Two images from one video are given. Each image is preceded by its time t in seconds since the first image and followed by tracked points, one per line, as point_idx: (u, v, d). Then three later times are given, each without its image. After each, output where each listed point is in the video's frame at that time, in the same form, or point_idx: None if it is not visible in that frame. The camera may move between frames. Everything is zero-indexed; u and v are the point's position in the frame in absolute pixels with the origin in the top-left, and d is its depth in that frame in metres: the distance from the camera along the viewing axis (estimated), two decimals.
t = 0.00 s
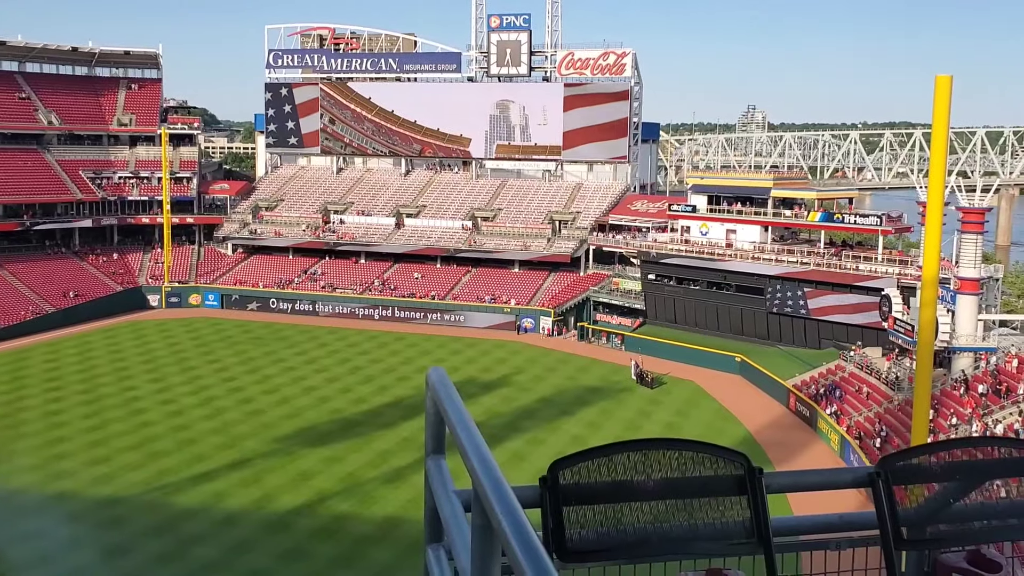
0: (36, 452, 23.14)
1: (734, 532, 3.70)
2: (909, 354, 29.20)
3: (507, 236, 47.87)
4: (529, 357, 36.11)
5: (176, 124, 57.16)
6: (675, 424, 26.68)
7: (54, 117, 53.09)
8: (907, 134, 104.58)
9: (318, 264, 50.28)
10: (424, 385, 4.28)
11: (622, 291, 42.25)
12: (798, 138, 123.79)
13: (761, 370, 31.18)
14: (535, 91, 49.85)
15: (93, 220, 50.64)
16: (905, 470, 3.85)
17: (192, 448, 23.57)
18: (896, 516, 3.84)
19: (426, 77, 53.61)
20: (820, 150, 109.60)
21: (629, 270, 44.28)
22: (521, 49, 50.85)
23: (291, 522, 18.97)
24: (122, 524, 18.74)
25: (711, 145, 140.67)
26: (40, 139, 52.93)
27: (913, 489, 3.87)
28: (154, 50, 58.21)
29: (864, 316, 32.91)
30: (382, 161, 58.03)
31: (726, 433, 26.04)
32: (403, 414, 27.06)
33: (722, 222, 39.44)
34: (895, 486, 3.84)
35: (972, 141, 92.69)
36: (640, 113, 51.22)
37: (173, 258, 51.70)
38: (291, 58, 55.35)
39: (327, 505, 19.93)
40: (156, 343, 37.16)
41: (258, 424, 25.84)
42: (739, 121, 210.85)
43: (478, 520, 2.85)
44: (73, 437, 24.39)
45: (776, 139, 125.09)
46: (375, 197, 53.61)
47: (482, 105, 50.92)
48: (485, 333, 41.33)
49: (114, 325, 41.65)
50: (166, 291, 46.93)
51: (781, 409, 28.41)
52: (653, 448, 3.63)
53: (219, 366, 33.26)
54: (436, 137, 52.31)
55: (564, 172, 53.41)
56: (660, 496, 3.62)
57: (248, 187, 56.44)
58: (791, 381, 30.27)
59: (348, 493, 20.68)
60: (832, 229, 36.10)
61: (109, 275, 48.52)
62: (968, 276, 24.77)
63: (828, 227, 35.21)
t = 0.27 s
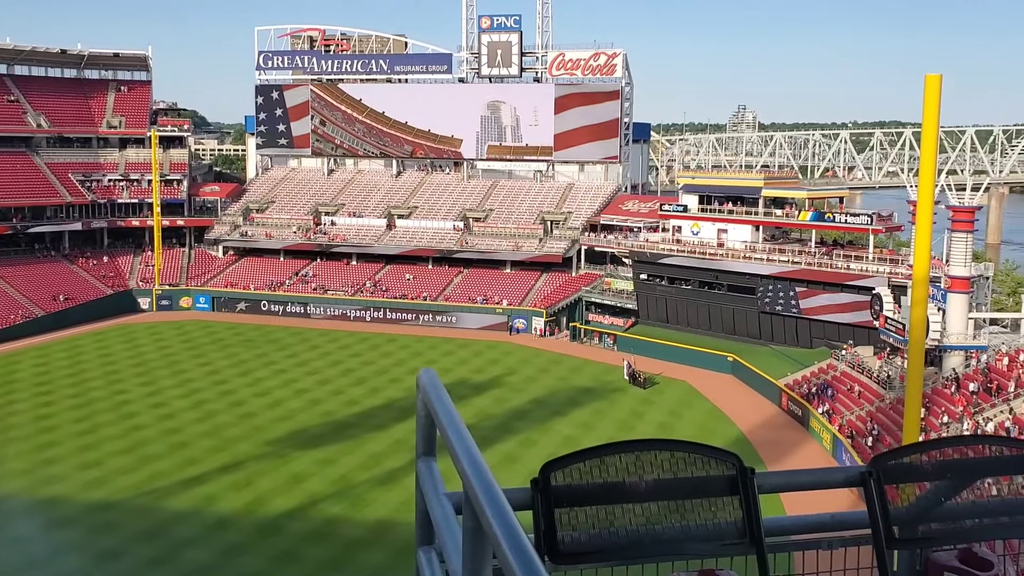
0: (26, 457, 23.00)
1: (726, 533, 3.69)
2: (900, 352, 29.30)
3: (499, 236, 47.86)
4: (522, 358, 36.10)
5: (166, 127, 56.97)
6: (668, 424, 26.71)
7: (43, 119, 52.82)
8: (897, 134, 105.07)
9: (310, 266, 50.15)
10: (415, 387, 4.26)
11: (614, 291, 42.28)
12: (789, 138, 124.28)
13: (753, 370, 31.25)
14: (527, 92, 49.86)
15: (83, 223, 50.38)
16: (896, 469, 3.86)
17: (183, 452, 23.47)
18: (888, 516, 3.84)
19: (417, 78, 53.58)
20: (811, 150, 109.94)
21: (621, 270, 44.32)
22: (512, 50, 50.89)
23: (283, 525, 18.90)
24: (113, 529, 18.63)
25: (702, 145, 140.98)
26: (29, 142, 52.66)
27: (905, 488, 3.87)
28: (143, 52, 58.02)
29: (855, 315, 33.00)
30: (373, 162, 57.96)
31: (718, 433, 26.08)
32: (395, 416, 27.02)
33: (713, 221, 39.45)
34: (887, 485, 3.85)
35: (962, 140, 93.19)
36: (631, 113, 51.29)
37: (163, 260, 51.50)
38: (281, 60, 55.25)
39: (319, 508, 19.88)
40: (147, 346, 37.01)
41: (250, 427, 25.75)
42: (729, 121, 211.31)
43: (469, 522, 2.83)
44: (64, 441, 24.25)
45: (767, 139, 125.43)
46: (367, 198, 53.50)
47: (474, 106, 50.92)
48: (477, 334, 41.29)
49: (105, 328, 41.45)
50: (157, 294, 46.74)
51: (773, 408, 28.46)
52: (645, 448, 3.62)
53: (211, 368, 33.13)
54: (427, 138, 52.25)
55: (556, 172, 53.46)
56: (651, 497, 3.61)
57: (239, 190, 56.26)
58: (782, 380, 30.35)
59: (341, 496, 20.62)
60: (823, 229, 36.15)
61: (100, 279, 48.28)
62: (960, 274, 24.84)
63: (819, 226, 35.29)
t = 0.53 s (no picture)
0: (16, 464, 22.85)
1: (719, 535, 3.68)
2: (891, 352, 29.40)
3: (491, 239, 47.85)
4: (514, 360, 36.08)
5: (155, 131, 56.79)
6: (660, 426, 26.72)
7: (31, 124, 52.59)
8: (885, 134, 105.64)
9: (300, 269, 50.02)
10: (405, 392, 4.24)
11: (606, 293, 42.31)
12: (778, 139, 124.78)
13: (744, 370, 31.31)
14: (517, 94, 49.93)
15: (72, 228, 50.14)
16: (889, 469, 3.85)
17: (174, 457, 23.37)
18: (879, 516, 3.83)
19: (407, 81, 53.57)
20: (800, 150, 110.37)
21: (613, 271, 44.35)
22: (502, 52, 50.99)
23: (275, 530, 18.82)
24: (104, 535, 18.51)
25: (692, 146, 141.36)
26: (17, 147, 52.41)
27: (897, 488, 3.86)
28: (132, 57, 57.88)
29: (846, 315, 33.10)
30: (364, 165, 57.92)
31: (710, 435, 26.10)
32: (387, 420, 26.95)
33: (704, 223, 39.49)
34: (879, 486, 3.84)
35: (950, 140, 93.77)
36: (622, 115, 51.39)
37: (153, 265, 51.30)
38: (270, 64, 55.16)
39: (312, 513, 19.81)
40: (137, 352, 36.84)
41: (241, 432, 25.65)
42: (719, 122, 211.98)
43: (461, 527, 2.82)
44: (54, 448, 24.10)
45: (756, 140, 125.89)
46: (357, 201, 53.41)
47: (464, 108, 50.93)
48: (469, 337, 41.25)
49: (95, 334, 41.24)
50: (147, 299, 46.55)
51: (765, 409, 28.53)
52: (636, 451, 3.61)
53: (201, 373, 33.00)
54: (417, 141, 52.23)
55: (547, 174, 53.54)
56: (643, 500, 3.60)
57: (229, 194, 56.11)
58: (774, 381, 30.41)
59: (333, 500, 20.55)
60: (813, 229, 36.23)
61: (89, 284, 48.06)
62: (949, 274, 24.94)
63: (809, 227, 35.40)
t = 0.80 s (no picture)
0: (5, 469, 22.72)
1: (709, 535, 3.69)
2: (880, 351, 29.54)
3: (481, 240, 47.85)
4: (505, 362, 36.09)
5: (143, 134, 56.60)
6: (651, 426, 26.78)
7: (18, 128, 52.33)
8: (873, 133, 106.16)
9: (290, 272, 49.91)
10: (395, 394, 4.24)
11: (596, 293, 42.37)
12: (767, 140, 125.31)
13: (734, 370, 31.41)
14: (506, 95, 49.96)
15: (60, 231, 49.89)
16: (877, 468, 3.86)
17: (164, 461, 23.27)
18: (869, 515, 3.84)
19: (396, 83, 53.54)
20: (789, 151, 110.80)
21: (603, 272, 44.43)
22: (491, 54, 51.02)
23: (266, 533, 18.76)
24: (94, 540, 18.42)
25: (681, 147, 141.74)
26: (4, 151, 52.14)
27: (886, 488, 3.87)
28: (119, 60, 57.71)
29: (835, 314, 33.25)
30: (353, 167, 57.87)
31: (701, 434, 26.17)
32: (378, 422, 26.91)
33: (693, 223, 39.60)
34: (868, 485, 3.85)
35: (938, 139, 94.29)
36: (611, 116, 51.50)
37: (142, 268, 51.09)
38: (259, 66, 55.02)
39: (303, 515, 19.77)
40: (127, 355, 36.67)
41: (232, 435, 25.57)
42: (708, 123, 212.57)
43: (449, 529, 2.83)
44: (43, 452, 23.97)
45: (745, 141, 126.33)
46: (347, 203, 53.33)
47: (453, 110, 50.91)
48: (460, 339, 41.23)
49: (83, 338, 41.03)
50: (136, 302, 46.34)
51: (755, 408, 28.61)
52: (625, 452, 3.61)
53: (191, 377, 32.88)
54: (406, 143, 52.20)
55: (537, 175, 53.65)
56: (633, 500, 3.61)
57: (218, 197, 55.94)
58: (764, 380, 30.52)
59: (325, 502, 20.52)
60: (802, 229, 36.39)
61: (78, 288, 47.83)
62: (937, 273, 25.05)
63: (798, 226, 35.54)
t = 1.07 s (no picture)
0: None
1: (701, 533, 3.68)
2: (871, 349, 29.66)
3: (472, 241, 47.86)
4: (498, 362, 36.09)
5: (133, 135, 56.43)
6: (643, 425, 26.82)
7: (7, 129, 52.07)
8: (863, 132, 106.56)
9: (281, 273, 49.80)
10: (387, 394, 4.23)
11: (588, 294, 42.41)
12: (758, 139, 125.72)
13: (726, 369, 31.50)
14: (497, 95, 49.97)
15: (50, 233, 49.66)
16: (868, 465, 3.86)
17: (156, 463, 23.20)
18: (860, 513, 3.84)
19: (387, 83, 53.53)
20: (780, 150, 111.11)
21: (595, 272, 44.48)
22: (482, 54, 51.02)
23: (259, 535, 18.72)
24: (86, 542, 18.35)
25: (672, 147, 142.01)
26: None
27: (877, 484, 3.87)
28: (109, 61, 57.54)
29: (825, 313, 33.38)
30: (344, 168, 57.86)
31: (693, 433, 26.22)
32: (370, 423, 26.88)
33: (685, 222, 39.65)
34: (859, 482, 3.84)
35: (928, 137, 94.72)
36: (602, 116, 51.60)
37: (133, 271, 50.91)
38: (249, 67, 54.92)
39: (296, 517, 19.73)
40: (118, 358, 36.53)
41: (224, 437, 25.51)
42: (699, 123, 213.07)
43: (441, 529, 2.82)
44: (34, 455, 23.86)
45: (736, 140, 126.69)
46: (338, 204, 53.27)
47: (445, 110, 50.89)
48: (452, 339, 41.21)
49: (74, 340, 40.86)
50: (127, 304, 46.18)
51: (747, 407, 28.68)
52: (616, 451, 3.60)
53: (183, 379, 32.77)
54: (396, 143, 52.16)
55: (528, 176, 53.76)
56: (625, 499, 3.61)
57: (209, 198, 55.78)
58: (756, 379, 30.61)
59: (317, 504, 20.48)
60: (793, 228, 36.52)
61: (68, 290, 47.62)
62: (928, 271, 25.17)
63: (789, 225, 35.66)
